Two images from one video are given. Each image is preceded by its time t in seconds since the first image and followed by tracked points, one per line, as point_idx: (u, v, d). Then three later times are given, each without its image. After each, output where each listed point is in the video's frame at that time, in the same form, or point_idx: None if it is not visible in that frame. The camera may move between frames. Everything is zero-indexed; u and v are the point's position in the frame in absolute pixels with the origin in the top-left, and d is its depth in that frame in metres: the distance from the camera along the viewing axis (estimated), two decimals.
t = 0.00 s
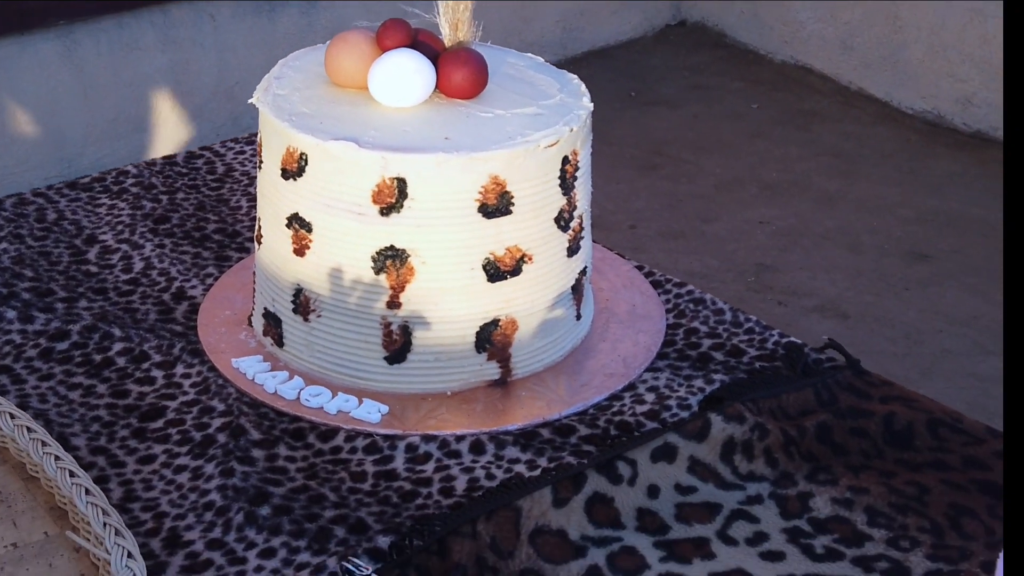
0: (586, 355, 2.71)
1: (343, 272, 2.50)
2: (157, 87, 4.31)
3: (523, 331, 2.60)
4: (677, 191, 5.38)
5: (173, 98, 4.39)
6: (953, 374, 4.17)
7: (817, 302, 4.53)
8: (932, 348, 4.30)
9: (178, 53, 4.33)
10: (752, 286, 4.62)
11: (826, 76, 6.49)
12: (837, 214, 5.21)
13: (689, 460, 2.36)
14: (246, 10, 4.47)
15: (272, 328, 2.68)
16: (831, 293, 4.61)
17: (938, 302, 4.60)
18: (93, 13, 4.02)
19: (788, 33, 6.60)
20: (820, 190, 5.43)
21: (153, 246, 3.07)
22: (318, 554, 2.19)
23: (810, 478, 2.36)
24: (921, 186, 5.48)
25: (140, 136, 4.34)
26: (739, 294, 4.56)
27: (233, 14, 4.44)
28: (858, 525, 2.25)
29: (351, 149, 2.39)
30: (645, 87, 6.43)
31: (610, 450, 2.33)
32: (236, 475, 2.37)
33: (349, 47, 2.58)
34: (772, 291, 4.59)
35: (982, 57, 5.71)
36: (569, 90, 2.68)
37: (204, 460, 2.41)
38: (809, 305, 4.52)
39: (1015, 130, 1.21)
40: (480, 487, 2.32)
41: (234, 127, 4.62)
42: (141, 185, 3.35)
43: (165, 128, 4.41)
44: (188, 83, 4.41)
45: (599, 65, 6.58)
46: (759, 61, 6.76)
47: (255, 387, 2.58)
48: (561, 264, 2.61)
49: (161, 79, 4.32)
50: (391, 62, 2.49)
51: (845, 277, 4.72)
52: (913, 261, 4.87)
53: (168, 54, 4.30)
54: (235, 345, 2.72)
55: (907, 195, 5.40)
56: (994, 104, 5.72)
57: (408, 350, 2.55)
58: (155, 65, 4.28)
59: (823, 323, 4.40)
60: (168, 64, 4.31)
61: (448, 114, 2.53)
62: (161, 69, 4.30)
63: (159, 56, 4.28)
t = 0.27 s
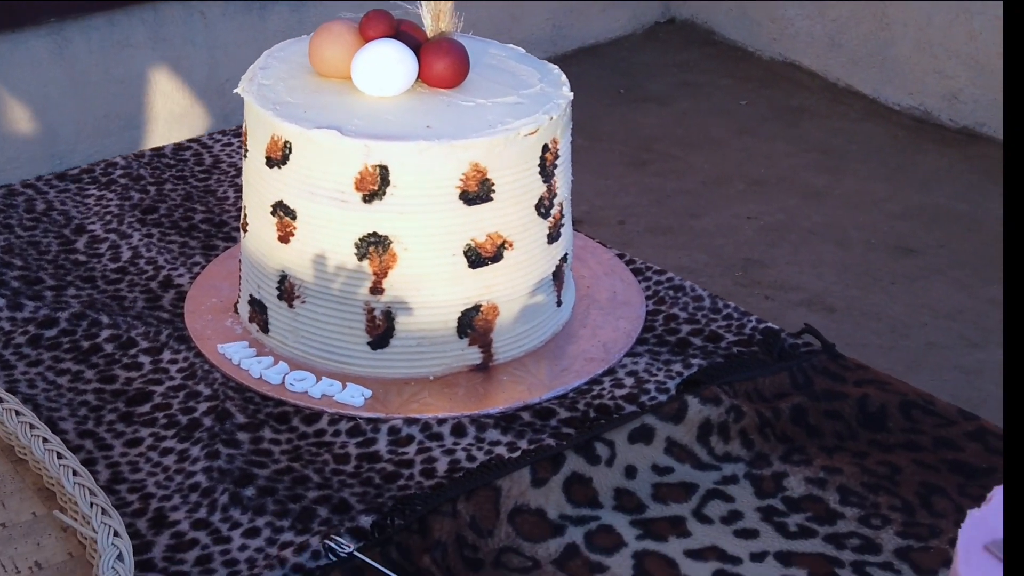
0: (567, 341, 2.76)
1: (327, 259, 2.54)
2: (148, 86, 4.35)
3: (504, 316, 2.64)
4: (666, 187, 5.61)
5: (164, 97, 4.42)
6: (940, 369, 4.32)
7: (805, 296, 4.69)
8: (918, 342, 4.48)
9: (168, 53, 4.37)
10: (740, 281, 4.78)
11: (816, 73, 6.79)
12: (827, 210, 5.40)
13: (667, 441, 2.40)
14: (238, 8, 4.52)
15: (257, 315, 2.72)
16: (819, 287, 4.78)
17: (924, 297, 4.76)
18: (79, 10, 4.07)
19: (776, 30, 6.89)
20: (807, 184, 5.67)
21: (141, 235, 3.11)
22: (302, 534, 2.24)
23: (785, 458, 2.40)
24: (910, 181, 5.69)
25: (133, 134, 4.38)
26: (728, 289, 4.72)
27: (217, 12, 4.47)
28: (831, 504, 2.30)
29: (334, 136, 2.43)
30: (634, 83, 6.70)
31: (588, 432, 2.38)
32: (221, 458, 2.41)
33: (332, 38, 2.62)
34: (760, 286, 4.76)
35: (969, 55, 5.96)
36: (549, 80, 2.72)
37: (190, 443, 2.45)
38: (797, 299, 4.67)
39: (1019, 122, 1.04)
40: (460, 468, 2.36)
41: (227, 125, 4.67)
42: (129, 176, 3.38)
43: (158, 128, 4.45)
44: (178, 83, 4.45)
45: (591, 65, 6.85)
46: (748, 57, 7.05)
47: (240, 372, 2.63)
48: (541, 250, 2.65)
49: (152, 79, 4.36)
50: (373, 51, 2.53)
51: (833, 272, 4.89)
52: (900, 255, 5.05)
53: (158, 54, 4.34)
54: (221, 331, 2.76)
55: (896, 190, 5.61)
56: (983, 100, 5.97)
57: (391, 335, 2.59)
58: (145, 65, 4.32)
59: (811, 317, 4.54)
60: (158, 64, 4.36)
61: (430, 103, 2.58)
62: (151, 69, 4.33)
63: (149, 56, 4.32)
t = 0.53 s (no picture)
0: (546, 328, 2.80)
1: (309, 247, 2.58)
2: (150, 102, 4.91)
3: (484, 304, 2.69)
4: (654, 182, 5.90)
5: (165, 112, 4.98)
6: (925, 360, 4.39)
7: (792, 290, 4.83)
8: (905, 335, 4.55)
9: (170, 73, 4.93)
10: (728, 275, 4.95)
11: (804, 69, 7.21)
12: (812, 204, 5.66)
13: (642, 424, 2.45)
14: (226, 8, 4.99)
15: (241, 302, 2.76)
16: (807, 281, 4.91)
17: (911, 291, 4.87)
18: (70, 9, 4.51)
19: (764, 27, 7.37)
20: (795, 180, 5.92)
21: (127, 226, 3.15)
22: (283, 515, 2.28)
23: (758, 441, 2.45)
24: (896, 177, 5.94)
25: (123, 127, 4.86)
26: (715, 283, 4.87)
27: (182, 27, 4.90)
28: (803, 485, 2.34)
29: (315, 126, 2.47)
30: (622, 81, 7.19)
31: (565, 415, 2.42)
32: (204, 441, 2.45)
33: (314, 29, 2.66)
34: (747, 281, 4.89)
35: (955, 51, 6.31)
36: (527, 71, 2.77)
37: (174, 428, 2.49)
38: (784, 293, 4.80)
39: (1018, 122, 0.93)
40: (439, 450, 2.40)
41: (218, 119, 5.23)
42: (116, 168, 3.43)
43: (149, 124, 4.95)
44: (176, 98, 4.99)
45: (582, 63, 7.40)
46: (737, 54, 7.55)
47: (224, 359, 2.66)
48: (520, 238, 2.70)
49: (153, 95, 4.91)
50: (354, 42, 2.57)
51: (819, 267, 5.03)
52: (887, 250, 5.20)
53: (160, 73, 4.89)
54: (205, 319, 2.80)
55: (884, 185, 5.87)
56: (967, 95, 6.31)
57: (372, 322, 2.63)
58: (147, 83, 4.86)
59: (797, 310, 4.67)
60: (158, 82, 4.90)
61: (410, 93, 2.62)
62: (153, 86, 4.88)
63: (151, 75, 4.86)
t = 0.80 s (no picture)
0: (524, 314, 2.85)
1: (290, 234, 2.62)
2: (140, 99, 4.97)
3: (462, 290, 2.73)
4: (642, 178, 5.95)
5: (155, 108, 5.05)
6: (909, 353, 4.42)
7: (778, 285, 4.87)
8: (889, 328, 4.58)
9: (161, 71, 4.99)
10: (715, 269, 4.99)
11: (791, 66, 7.30)
12: (798, 198, 5.72)
13: (617, 407, 2.49)
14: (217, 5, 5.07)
15: (223, 289, 2.80)
16: (792, 275, 4.96)
17: (896, 284, 4.91)
18: (60, 7, 4.55)
19: (752, 24, 7.46)
20: (784, 176, 5.97)
21: (112, 215, 3.19)
22: (262, 495, 2.32)
23: (730, 423, 2.49)
24: (882, 172, 5.99)
25: (114, 124, 4.91)
26: (701, 277, 4.91)
27: (172, 25, 4.95)
28: (773, 465, 2.38)
29: (295, 114, 2.50)
30: (611, 78, 7.27)
31: (540, 397, 2.46)
32: (186, 424, 2.49)
33: (294, 20, 2.71)
34: (735, 274, 4.93)
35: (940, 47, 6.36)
36: (505, 61, 2.81)
37: (156, 412, 2.53)
38: (770, 288, 4.84)
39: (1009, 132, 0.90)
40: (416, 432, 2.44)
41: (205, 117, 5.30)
42: (101, 159, 3.46)
43: (139, 120, 5.01)
44: (167, 94, 5.06)
45: (571, 60, 7.49)
46: (725, 51, 7.63)
47: (206, 345, 2.70)
48: (498, 225, 2.74)
49: (144, 92, 4.97)
50: (333, 32, 2.61)
51: (805, 261, 5.08)
52: (872, 245, 5.25)
53: (150, 69, 4.94)
54: (188, 307, 2.84)
55: (870, 180, 5.92)
56: (953, 90, 6.36)
57: (352, 308, 2.67)
58: (138, 80, 4.92)
59: (783, 304, 4.71)
60: (149, 78, 4.96)
61: (389, 82, 2.66)
62: (143, 84, 4.94)
63: (142, 73, 4.92)
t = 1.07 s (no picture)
0: (502, 299, 2.89)
1: (269, 220, 2.66)
2: (130, 96, 5.02)
3: (439, 275, 2.77)
4: (630, 173, 5.99)
5: (144, 106, 5.10)
6: (892, 345, 4.45)
7: (763, 279, 4.91)
8: (873, 322, 4.60)
9: (150, 68, 5.04)
10: (701, 264, 5.04)
11: (778, 62, 7.36)
12: (784, 193, 5.76)
13: (590, 388, 2.53)
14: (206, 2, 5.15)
15: (204, 275, 2.84)
16: (777, 269, 5.00)
17: (879, 277, 4.95)
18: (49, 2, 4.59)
19: (740, 20, 7.52)
20: (770, 171, 6.01)
21: (95, 204, 3.22)
22: (240, 474, 2.36)
23: (702, 403, 2.54)
24: (867, 167, 6.04)
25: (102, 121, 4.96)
26: (687, 271, 4.95)
27: (162, 21, 5.00)
28: (743, 444, 2.43)
29: (273, 101, 2.53)
30: (599, 74, 7.33)
31: (515, 378, 2.50)
32: (166, 406, 2.53)
33: (273, 9, 2.75)
34: (720, 269, 4.97)
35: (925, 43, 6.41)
36: (481, 49, 2.85)
37: (137, 394, 2.57)
38: (756, 281, 4.88)
39: None
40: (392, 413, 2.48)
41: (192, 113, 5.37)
42: (85, 149, 3.50)
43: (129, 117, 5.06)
44: (156, 91, 5.11)
45: (558, 58, 7.56)
46: (713, 47, 7.70)
47: (187, 329, 2.74)
48: (474, 211, 2.78)
49: (134, 90, 5.02)
50: (310, 21, 2.65)
51: (790, 255, 5.13)
52: (857, 238, 5.29)
53: (139, 66, 5.00)
54: (169, 293, 2.88)
55: (855, 175, 5.97)
56: (939, 85, 6.40)
57: (331, 293, 2.71)
58: (128, 77, 4.97)
59: (768, 297, 4.75)
60: (138, 75, 5.01)
61: (366, 70, 2.70)
62: (133, 81, 4.99)
63: (131, 69, 4.97)
